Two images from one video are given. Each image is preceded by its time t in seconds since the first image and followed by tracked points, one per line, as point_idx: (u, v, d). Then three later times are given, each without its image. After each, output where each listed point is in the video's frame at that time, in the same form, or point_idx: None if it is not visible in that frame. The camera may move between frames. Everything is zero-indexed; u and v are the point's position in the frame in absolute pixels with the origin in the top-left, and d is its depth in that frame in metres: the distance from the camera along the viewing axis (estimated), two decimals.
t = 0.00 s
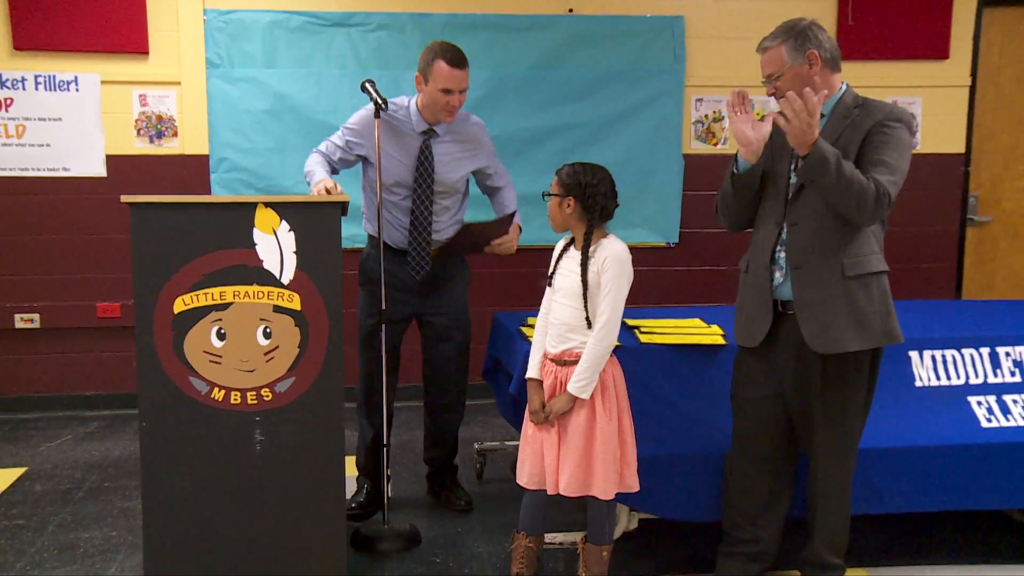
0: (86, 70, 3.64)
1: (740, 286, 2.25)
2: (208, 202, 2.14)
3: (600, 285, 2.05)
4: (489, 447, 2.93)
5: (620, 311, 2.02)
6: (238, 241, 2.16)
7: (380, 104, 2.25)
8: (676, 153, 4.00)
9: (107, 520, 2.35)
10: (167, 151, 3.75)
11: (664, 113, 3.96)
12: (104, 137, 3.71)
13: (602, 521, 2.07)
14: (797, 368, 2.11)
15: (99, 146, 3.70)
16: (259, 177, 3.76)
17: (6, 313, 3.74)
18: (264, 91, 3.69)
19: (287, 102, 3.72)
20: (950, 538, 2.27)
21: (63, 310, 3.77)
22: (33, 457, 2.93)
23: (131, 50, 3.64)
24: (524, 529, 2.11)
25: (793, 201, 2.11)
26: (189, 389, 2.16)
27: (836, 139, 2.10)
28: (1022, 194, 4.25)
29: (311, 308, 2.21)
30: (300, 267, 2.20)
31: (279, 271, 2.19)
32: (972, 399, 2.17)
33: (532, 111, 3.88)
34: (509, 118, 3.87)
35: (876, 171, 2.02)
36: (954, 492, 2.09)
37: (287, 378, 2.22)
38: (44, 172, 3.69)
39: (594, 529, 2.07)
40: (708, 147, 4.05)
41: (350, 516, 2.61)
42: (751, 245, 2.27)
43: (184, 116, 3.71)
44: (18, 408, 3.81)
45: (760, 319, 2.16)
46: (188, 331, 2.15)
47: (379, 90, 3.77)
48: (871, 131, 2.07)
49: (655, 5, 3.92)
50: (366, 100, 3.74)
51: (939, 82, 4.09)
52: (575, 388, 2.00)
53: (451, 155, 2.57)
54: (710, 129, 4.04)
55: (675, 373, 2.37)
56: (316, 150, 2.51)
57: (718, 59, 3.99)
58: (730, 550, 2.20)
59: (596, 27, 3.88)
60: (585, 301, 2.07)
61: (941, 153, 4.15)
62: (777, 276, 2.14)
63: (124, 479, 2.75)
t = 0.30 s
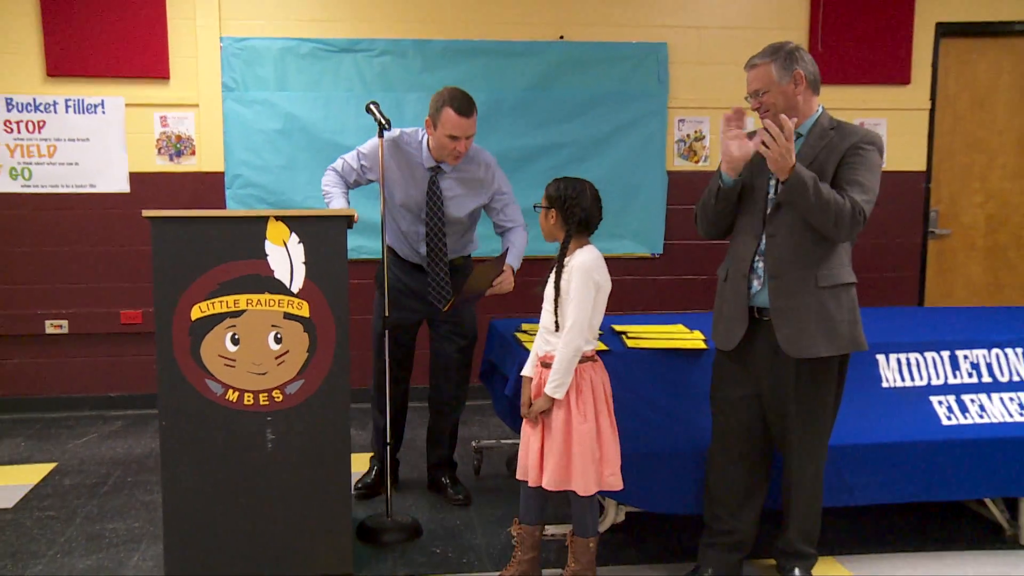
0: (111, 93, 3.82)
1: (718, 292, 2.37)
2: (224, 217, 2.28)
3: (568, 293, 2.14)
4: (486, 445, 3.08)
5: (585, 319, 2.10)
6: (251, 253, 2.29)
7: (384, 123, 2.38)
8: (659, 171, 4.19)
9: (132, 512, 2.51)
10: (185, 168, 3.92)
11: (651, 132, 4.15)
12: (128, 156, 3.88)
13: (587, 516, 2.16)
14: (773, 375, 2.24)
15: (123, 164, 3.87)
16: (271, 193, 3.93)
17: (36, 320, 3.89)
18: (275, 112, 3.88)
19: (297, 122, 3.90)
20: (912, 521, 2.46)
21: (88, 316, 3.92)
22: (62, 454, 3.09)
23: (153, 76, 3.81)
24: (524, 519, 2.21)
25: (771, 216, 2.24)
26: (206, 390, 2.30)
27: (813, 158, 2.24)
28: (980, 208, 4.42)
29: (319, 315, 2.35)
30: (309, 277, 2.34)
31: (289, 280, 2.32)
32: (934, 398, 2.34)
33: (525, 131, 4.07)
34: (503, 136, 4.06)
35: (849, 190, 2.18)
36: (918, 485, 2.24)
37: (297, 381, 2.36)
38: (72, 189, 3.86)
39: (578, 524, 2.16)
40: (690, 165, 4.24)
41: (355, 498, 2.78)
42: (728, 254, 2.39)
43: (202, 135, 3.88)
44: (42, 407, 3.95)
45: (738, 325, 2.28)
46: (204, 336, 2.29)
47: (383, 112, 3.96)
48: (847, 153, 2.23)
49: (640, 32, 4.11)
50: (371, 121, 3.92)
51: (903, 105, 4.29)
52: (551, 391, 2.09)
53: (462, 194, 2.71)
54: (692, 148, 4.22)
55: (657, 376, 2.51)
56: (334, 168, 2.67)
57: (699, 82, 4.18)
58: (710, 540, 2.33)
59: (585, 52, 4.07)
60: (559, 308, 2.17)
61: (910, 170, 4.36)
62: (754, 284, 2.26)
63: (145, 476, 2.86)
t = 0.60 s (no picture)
0: (136, 114, 4.04)
1: (701, 298, 2.51)
2: (239, 229, 2.42)
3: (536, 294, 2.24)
4: (484, 442, 3.25)
5: (553, 316, 2.20)
6: (264, 262, 2.43)
7: (389, 143, 2.53)
8: (645, 187, 4.38)
9: (154, 505, 2.76)
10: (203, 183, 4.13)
11: (638, 150, 4.36)
12: (150, 172, 4.08)
13: (570, 508, 2.28)
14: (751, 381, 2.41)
15: (146, 180, 4.08)
16: (284, 207, 4.14)
17: (66, 325, 4.10)
18: (287, 132, 4.10)
19: (309, 142, 4.13)
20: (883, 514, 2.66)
21: (112, 321, 4.13)
22: (90, 449, 3.41)
23: (174, 98, 4.04)
24: (519, 508, 2.34)
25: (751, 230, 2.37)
26: (222, 391, 2.44)
27: (790, 175, 2.37)
28: (939, 221, 4.69)
29: (328, 321, 2.49)
30: (318, 284, 2.47)
31: (299, 288, 2.46)
32: (899, 397, 2.52)
33: (518, 149, 4.27)
34: (499, 154, 4.26)
35: (823, 205, 2.31)
36: (887, 478, 2.41)
37: (307, 381, 2.49)
38: (99, 204, 4.08)
39: (564, 513, 2.28)
40: (675, 180, 4.42)
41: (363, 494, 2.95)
42: (710, 264, 2.53)
43: (219, 153, 4.10)
44: (70, 406, 4.17)
45: (720, 330, 2.41)
46: (220, 340, 2.43)
47: (387, 131, 4.17)
48: (821, 170, 2.35)
49: (626, 58, 4.32)
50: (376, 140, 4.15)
51: (873, 127, 4.51)
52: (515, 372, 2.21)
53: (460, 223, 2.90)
54: (676, 164, 4.41)
55: (643, 378, 2.68)
56: (344, 180, 2.84)
57: (682, 104, 4.39)
58: (693, 530, 2.46)
59: (578, 75, 4.28)
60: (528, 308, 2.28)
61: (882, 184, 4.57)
62: (736, 292, 2.40)
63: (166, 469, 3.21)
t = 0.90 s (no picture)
0: (159, 132, 4.30)
1: (687, 303, 2.58)
2: (253, 237, 2.48)
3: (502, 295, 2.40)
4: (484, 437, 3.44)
5: (508, 312, 2.37)
6: (276, 267, 2.50)
7: (394, 156, 2.72)
8: (633, 201, 4.58)
9: (175, 495, 3.04)
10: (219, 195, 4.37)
11: (626, 163, 4.55)
12: (172, 184, 4.33)
13: (556, 499, 2.40)
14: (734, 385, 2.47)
15: (168, 193, 4.33)
16: (297, 218, 4.37)
17: (94, 328, 4.35)
18: (298, 147, 4.32)
19: (318, 156, 4.34)
20: (864, 511, 2.87)
21: (134, 325, 4.38)
22: (118, 443, 3.76)
23: (195, 115, 4.29)
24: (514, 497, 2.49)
25: (733, 240, 2.44)
26: (238, 390, 2.51)
27: (769, 187, 2.41)
28: (905, 230, 4.90)
29: (337, 324, 2.55)
30: (327, 290, 2.53)
31: (310, 293, 2.52)
32: (869, 395, 2.71)
33: (515, 162, 4.46)
34: (496, 166, 4.45)
35: (799, 216, 2.36)
36: (859, 469, 2.60)
37: (317, 381, 2.55)
38: (125, 215, 4.33)
39: (551, 501, 2.40)
40: (661, 192, 4.62)
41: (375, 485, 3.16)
42: (697, 270, 2.60)
43: (236, 166, 4.34)
44: (97, 403, 4.41)
45: (705, 333, 2.49)
46: (236, 342, 2.50)
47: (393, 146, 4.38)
48: (799, 182, 2.40)
49: (616, 78, 4.53)
50: (382, 155, 4.36)
51: (850, 143, 4.74)
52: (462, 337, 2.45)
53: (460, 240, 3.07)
54: (662, 177, 4.61)
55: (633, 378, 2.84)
56: (353, 191, 3.02)
57: (670, 120, 4.59)
58: (678, 519, 2.54)
59: (573, 92, 4.48)
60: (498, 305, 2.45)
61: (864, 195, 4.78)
62: (718, 297, 2.48)
63: (187, 462, 3.51)
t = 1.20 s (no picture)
0: (163, 135, 4.34)
1: (684, 304, 2.57)
2: (254, 239, 2.48)
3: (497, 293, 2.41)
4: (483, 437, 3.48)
5: (505, 310, 2.38)
6: (277, 268, 2.51)
7: (394, 159, 2.75)
8: (630, 202, 4.61)
9: (178, 495, 3.06)
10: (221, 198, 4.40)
11: (625, 166, 4.58)
12: (175, 187, 4.37)
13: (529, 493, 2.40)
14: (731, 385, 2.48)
15: (171, 195, 4.36)
16: (298, 220, 4.40)
17: (98, 329, 4.38)
18: (299, 149, 4.35)
19: (319, 158, 4.37)
20: (858, 509, 2.90)
21: (137, 326, 4.41)
22: (121, 442, 3.79)
23: (197, 119, 4.33)
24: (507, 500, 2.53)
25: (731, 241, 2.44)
26: (239, 390, 2.52)
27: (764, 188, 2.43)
28: (899, 232, 4.94)
29: (337, 324, 2.55)
30: (328, 291, 2.54)
31: (310, 294, 2.53)
32: (864, 395, 2.74)
33: (514, 164, 4.50)
34: (495, 169, 4.49)
35: (792, 216, 2.38)
36: (852, 468, 2.63)
37: (317, 381, 2.56)
38: (129, 217, 4.36)
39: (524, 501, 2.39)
40: (659, 194, 4.66)
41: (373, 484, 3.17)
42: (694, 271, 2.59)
43: (238, 169, 4.37)
44: (100, 403, 4.44)
45: (702, 333, 2.48)
46: (237, 343, 2.51)
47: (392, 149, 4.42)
48: (794, 185, 2.41)
49: (613, 82, 4.56)
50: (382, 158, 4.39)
51: (845, 146, 4.78)
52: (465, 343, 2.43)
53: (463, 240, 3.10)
54: (659, 179, 4.65)
55: (632, 377, 2.82)
56: (356, 192, 3.06)
57: (666, 124, 4.63)
58: (676, 518, 2.55)
59: (572, 96, 4.51)
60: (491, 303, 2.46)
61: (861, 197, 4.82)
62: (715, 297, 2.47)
63: (189, 461, 3.54)
